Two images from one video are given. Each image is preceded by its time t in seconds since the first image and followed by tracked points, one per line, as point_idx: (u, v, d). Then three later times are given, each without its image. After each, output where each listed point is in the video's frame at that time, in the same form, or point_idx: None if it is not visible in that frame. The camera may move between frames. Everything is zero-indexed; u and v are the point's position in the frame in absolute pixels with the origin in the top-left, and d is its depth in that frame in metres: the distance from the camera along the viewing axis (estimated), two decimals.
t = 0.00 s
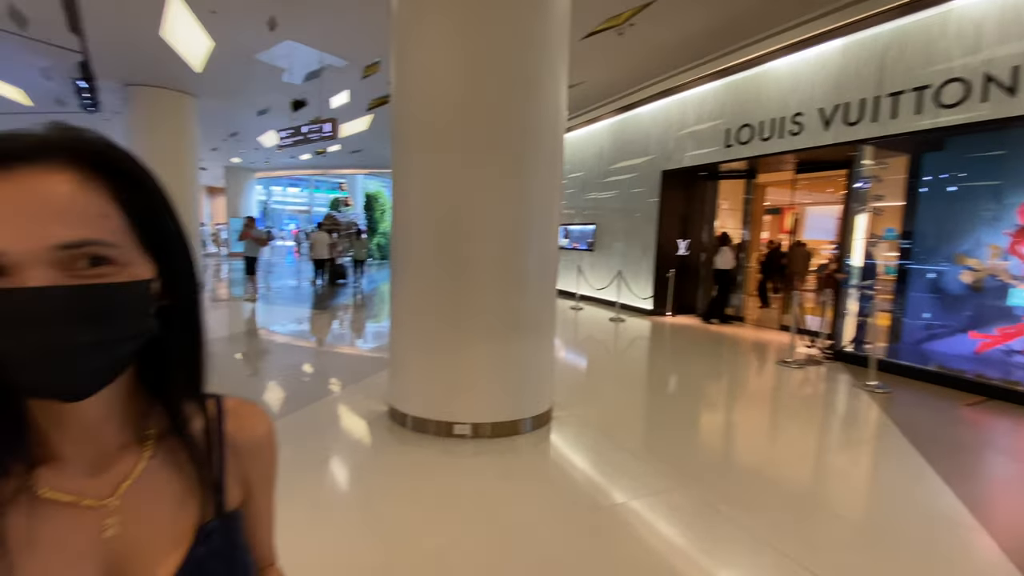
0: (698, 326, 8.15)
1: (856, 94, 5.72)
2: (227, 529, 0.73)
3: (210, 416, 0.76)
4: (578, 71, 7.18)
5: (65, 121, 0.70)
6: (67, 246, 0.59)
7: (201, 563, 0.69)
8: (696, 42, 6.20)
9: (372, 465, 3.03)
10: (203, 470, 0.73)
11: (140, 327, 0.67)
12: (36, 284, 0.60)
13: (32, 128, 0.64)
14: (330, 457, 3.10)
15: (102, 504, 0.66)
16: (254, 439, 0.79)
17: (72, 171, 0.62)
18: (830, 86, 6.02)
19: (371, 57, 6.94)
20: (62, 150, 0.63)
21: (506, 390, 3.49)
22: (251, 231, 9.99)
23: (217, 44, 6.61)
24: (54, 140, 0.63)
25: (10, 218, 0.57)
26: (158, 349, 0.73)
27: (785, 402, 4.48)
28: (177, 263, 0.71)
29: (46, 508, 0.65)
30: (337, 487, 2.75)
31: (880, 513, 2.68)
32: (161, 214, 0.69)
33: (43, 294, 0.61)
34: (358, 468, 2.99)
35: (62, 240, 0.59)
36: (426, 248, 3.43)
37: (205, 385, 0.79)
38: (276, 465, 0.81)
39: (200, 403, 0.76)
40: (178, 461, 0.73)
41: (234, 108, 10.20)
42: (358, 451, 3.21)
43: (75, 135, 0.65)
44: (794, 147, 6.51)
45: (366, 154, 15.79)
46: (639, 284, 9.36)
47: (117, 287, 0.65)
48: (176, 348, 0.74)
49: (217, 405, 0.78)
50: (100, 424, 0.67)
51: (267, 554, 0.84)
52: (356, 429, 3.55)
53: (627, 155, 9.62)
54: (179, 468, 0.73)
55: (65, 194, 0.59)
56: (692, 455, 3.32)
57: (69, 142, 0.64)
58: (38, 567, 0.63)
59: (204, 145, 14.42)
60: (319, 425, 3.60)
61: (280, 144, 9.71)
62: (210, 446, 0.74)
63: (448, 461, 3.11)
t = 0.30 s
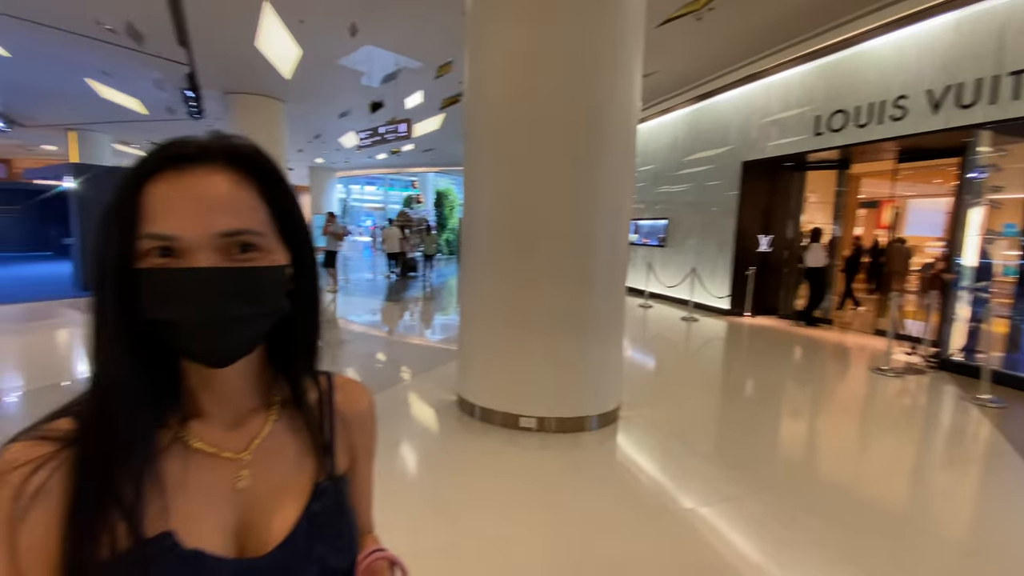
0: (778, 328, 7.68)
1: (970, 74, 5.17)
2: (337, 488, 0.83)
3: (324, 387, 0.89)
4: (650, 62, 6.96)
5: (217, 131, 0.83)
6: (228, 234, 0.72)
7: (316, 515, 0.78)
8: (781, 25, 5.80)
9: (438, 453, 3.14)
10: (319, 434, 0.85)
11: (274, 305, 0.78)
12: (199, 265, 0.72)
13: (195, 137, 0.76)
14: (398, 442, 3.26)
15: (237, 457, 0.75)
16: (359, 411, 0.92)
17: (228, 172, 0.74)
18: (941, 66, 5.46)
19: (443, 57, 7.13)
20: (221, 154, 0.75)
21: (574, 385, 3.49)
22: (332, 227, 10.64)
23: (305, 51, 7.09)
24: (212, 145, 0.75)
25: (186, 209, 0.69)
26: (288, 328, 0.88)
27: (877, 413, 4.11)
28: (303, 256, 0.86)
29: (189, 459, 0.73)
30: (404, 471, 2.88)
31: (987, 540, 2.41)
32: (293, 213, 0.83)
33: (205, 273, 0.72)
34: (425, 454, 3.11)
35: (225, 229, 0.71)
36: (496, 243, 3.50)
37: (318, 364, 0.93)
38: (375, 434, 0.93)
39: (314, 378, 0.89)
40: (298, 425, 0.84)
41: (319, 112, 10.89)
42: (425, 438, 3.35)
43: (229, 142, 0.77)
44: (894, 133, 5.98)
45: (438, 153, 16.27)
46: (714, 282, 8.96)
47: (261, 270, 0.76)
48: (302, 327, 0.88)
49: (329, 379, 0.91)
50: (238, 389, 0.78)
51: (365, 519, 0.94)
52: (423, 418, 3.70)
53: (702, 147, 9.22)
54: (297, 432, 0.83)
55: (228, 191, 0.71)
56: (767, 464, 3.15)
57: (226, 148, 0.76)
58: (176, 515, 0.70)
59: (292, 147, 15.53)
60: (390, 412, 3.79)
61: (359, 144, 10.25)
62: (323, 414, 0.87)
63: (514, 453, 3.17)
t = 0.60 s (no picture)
0: (859, 331, 7.12)
1: None
2: (419, 463, 0.88)
3: (405, 368, 0.97)
4: (721, 48, 6.62)
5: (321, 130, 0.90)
6: (340, 226, 0.79)
7: (403, 485, 0.84)
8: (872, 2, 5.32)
9: (495, 443, 3.18)
10: (401, 412, 0.91)
11: (370, 291, 0.86)
12: (311, 253, 0.80)
13: (307, 136, 0.84)
14: (456, 431, 3.33)
15: (334, 427, 0.81)
16: (433, 393, 1.00)
17: (338, 169, 0.81)
18: None
19: (506, 52, 7.15)
20: (331, 152, 0.82)
21: (633, 384, 3.42)
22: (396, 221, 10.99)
23: (374, 52, 7.34)
24: (323, 143, 0.82)
25: (305, 202, 0.77)
26: (379, 312, 0.97)
27: (974, 431, 3.72)
28: (396, 246, 0.94)
29: (294, 428, 0.79)
30: (462, 460, 2.94)
31: None
32: (389, 209, 0.90)
33: (316, 260, 0.79)
34: (481, 444, 3.16)
35: (338, 222, 0.79)
36: (557, 238, 3.48)
37: (397, 348, 1.00)
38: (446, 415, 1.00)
39: (395, 359, 0.97)
40: (384, 402, 0.91)
41: (385, 110, 11.27)
42: (482, 428, 3.39)
43: (338, 142, 0.84)
44: (1001, 120, 5.36)
45: (498, 148, 16.38)
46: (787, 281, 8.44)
47: (364, 259, 0.84)
48: (390, 313, 0.97)
49: (408, 362, 0.99)
50: (336, 366, 0.86)
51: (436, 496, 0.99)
52: (480, 408, 3.75)
53: (777, 137, 8.68)
54: (383, 408, 0.90)
55: (342, 189, 0.79)
56: (842, 477, 2.94)
57: (336, 146, 0.83)
58: (283, 477, 0.75)
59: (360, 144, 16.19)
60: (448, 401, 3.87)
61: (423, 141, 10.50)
62: (405, 394, 0.94)
63: (571, 449, 3.15)
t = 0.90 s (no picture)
0: (917, 335, 6.71)
1: None
2: (477, 447, 0.94)
3: (459, 357, 1.02)
4: (771, 38, 6.34)
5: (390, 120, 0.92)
6: (416, 220, 0.82)
7: (463, 468, 0.89)
8: None
9: (529, 438, 3.18)
10: (457, 399, 0.97)
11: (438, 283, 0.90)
12: (390, 246, 0.82)
13: (381, 127, 0.85)
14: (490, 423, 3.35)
15: (399, 410, 0.85)
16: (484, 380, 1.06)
17: (413, 161, 0.82)
18: None
19: (546, 45, 7.09)
20: (407, 143, 0.84)
21: (672, 383, 3.34)
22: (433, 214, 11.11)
23: (415, 47, 7.43)
24: (398, 134, 0.84)
25: (386, 194, 0.78)
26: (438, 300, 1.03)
27: None
28: (461, 242, 0.99)
29: (365, 410, 0.83)
30: (496, 453, 2.96)
31: None
32: (455, 201, 0.94)
33: (395, 255, 0.82)
34: (515, 438, 3.17)
35: (416, 215, 0.81)
36: (600, 236, 3.42)
37: (454, 336, 1.07)
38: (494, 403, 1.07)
39: (449, 347, 1.02)
40: (441, 390, 0.96)
41: (425, 105, 11.41)
42: (516, 422, 3.40)
43: (411, 134, 0.86)
44: None
45: (535, 142, 16.32)
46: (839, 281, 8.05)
47: (436, 251, 0.88)
48: (451, 302, 1.05)
49: (462, 351, 1.04)
50: (399, 354, 0.90)
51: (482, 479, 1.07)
52: (514, 402, 3.76)
53: (831, 130, 8.28)
54: (441, 395, 0.95)
55: (420, 181, 0.81)
56: (893, 487, 2.79)
57: (412, 140, 0.85)
58: (357, 457, 0.79)
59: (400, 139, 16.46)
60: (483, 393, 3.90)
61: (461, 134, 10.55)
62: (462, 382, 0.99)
63: (606, 445, 3.12)
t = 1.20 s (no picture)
0: (940, 337, 6.55)
1: None
2: (490, 443, 0.96)
3: (471, 351, 1.05)
4: (792, 32, 6.21)
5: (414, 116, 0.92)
6: (451, 216, 0.83)
7: (477, 463, 0.91)
8: None
9: (540, 435, 3.17)
10: (470, 396, 0.99)
11: (462, 280, 0.91)
12: (427, 242, 0.83)
13: (408, 123, 0.85)
14: (501, 419, 3.36)
15: (415, 406, 0.87)
16: (493, 376, 1.09)
17: (442, 159, 0.83)
18: None
19: (562, 41, 7.05)
20: (436, 141, 0.85)
21: (686, 383, 3.31)
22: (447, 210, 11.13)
23: (431, 43, 7.44)
24: (425, 131, 0.84)
25: (423, 192, 0.79)
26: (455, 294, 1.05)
27: None
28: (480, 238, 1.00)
29: (385, 406, 0.84)
30: (507, 449, 2.96)
31: None
32: (475, 199, 0.95)
33: (433, 250, 0.83)
34: (527, 435, 3.16)
35: (452, 211, 0.83)
36: (615, 236, 3.39)
37: (467, 333, 1.08)
38: (502, 398, 1.10)
39: (459, 343, 1.04)
40: (456, 386, 0.98)
41: (440, 101, 11.42)
42: (528, 418, 3.40)
43: (438, 132, 0.87)
44: None
45: (550, 138, 16.24)
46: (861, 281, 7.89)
47: (464, 248, 0.89)
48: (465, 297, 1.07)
49: (473, 346, 1.06)
50: (416, 351, 0.91)
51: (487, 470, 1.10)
52: (526, 398, 3.76)
53: (854, 125, 8.10)
54: (455, 390, 0.97)
55: (452, 179, 0.82)
56: (912, 492, 2.73)
57: (440, 138, 0.86)
58: (377, 454, 0.80)
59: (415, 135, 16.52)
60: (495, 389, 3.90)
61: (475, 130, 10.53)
62: (475, 378, 1.01)
63: (619, 444, 3.10)
